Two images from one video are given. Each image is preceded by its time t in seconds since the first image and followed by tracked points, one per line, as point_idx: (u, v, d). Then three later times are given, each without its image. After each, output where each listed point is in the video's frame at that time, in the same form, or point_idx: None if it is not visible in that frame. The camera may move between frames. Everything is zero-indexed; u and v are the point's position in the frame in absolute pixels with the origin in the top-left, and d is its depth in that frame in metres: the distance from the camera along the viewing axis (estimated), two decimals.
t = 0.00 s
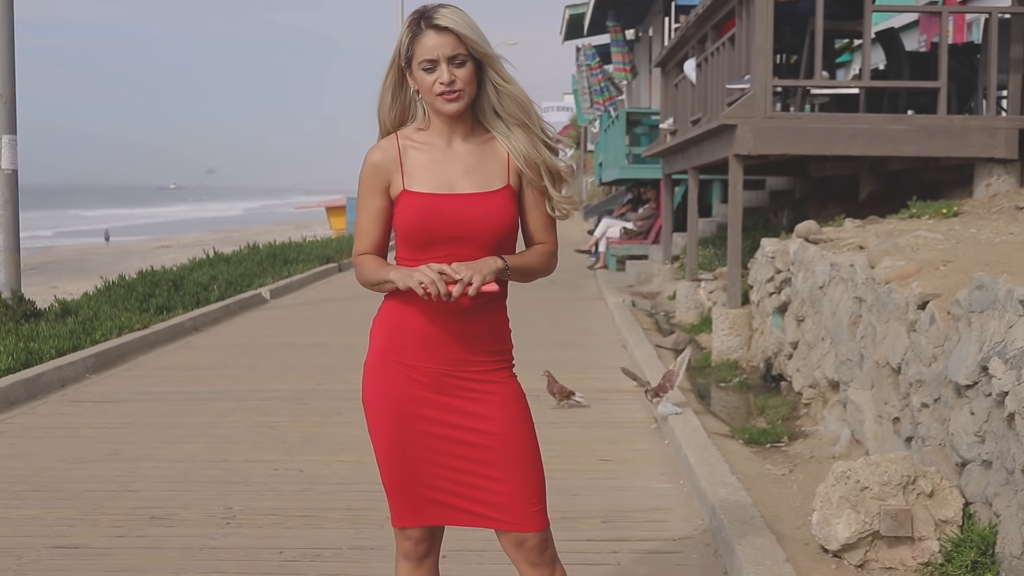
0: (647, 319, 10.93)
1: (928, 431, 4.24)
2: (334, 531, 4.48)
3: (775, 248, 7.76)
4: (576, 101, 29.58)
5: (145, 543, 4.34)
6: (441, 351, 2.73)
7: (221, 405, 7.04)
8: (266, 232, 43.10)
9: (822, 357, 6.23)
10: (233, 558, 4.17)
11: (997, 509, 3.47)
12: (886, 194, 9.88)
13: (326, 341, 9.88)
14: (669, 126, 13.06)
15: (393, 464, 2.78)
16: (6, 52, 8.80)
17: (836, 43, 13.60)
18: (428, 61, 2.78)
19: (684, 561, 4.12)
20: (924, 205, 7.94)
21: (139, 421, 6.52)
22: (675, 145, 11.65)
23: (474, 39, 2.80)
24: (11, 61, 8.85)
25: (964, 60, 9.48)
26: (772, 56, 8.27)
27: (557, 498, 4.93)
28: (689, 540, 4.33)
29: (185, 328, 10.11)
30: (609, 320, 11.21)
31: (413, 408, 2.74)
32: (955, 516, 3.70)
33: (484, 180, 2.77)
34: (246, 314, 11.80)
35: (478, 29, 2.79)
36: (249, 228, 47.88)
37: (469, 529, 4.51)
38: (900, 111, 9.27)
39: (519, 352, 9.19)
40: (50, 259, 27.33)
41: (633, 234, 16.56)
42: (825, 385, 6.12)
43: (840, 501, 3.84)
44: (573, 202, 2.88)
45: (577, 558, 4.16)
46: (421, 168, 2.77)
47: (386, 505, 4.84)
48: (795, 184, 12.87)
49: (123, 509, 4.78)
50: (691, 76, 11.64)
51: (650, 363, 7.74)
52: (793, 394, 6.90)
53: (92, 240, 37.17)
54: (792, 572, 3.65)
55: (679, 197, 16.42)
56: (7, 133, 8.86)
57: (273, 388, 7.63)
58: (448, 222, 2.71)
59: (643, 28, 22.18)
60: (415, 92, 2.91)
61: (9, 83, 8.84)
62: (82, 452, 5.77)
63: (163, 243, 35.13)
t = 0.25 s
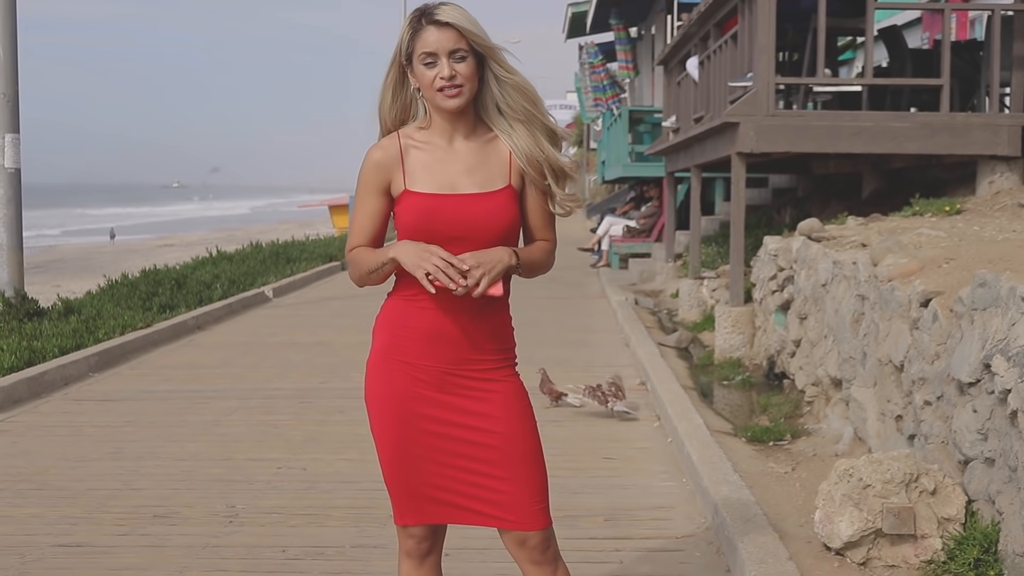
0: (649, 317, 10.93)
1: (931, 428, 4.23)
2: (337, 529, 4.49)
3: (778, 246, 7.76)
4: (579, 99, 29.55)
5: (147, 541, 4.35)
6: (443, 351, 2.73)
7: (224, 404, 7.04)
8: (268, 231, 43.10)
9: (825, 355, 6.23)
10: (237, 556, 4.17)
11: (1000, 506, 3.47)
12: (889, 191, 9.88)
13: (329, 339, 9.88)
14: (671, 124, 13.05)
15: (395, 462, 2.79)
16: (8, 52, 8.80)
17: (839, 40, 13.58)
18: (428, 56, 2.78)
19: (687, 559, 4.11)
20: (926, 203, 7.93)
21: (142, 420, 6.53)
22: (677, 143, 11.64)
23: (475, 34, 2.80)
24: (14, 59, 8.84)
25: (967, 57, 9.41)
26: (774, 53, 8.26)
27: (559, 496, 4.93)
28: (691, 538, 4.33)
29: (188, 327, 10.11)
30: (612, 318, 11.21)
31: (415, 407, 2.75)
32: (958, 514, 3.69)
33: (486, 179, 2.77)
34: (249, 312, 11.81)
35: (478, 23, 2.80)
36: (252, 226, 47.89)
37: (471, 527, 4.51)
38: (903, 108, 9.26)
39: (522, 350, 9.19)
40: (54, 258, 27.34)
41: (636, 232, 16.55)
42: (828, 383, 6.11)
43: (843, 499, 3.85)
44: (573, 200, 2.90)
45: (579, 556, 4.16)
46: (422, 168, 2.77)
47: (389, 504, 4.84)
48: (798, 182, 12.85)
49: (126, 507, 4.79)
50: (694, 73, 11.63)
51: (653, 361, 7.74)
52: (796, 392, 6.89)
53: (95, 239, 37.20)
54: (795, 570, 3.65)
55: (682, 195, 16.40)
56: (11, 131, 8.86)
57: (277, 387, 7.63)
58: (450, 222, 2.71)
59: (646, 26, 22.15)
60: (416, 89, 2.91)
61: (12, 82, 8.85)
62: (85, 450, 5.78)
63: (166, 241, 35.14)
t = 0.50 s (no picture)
0: (650, 317, 10.93)
1: (932, 428, 4.23)
2: (338, 529, 4.49)
3: (778, 246, 7.76)
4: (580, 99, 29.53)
5: (149, 541, 4.35)
6: (442, 351, 2.73)
7: (225, 404, 7.04)
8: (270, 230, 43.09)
9: (826, 355, 6.23)
10: (238, 556, 4.18)
11: (1000, 505, 3.47)
12: (890, 191, 9.87)
13: (330, 339, 9.89)
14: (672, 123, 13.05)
15: (394, 463, 2.79)
16: (10, 52, 8.81)
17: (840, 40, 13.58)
18: (429, 58, 2.78)
19: (688, 558, 4.12)
20: (927, 202, 7.92)
21: (143, 420, 6.53)
22: (678, 142, 11.65)
23: (476, 37, 2.80)
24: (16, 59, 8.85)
25: (968, 57, 9.42)
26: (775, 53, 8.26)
27: (560, 495, 4.93)
28: (693, 538, 4.33)
29: (189, 326, 10.12)
30: (613, 317, 11.21)
31: (414, 407, 2.75)
32: (958, 513, 3.70)
33: (484, 178, 2.77)
34: (250, 312, 11.81)
35: (479, 26, 2.80)
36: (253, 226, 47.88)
37: (472, 526, 4.51)
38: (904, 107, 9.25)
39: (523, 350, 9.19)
40: (55, 258, 27.34)
41: (637, 231, 16.55)
42: (828, 383, 6.11)
43: (844, 499, 3.84)
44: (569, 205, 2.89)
45: (580, 556, 4.16)
46: (420, 165, 2.77)
47: (389, 503, 4.84)
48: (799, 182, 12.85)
49: (128, 507, 4.79)
50: (695, 73, 11.63)
51: (654, 360, 7.74)
52: (797, 391, 6.89)
53: (96, 239, 37.21)
54: (796, 569, 3.65)
55: (683, 194, 16.40)
56: (12, 132, 8.87)
57: (278, 386, 7.64)
58: (449, 220, 2.70)
59: (647, 25, 22.14)
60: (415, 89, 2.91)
61: (14, 82, 8.85)
62: (87, 450, 5.79)
63: (168, 241, 35.14)
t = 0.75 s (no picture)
0: (649, 321, 10.93)
1: (931, 432, 4.23)
2: (336, 534, 4.48)
3: (777, 250, 7.76)
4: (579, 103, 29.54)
5: (147, 545, 4.34)
6: (440, 356, 2.72)
7: (224, 408, 7.04)
8: (269, 234, 43.07)
9: (825, 359, 6.23)
10: (236, 560, 4.17)
11: (999, 510, 3.47)
12: (889, 195, 9.88)
13: (329, 343, 9.88)
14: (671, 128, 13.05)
15: (392, 468, 2.78)
16: (10, 55, 8.81)
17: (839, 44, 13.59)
18: (430, 62, 2.78)
19: (687, 563, 4.11)
20: (926, 206, 7.93)
21: (141, 423, 6.53)
22: (677, 147, 11.66)
23: (477, 42, 2.80)
24: (15, 63, 8.85)
25: (967, 60, 9.43)
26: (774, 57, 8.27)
27: (559, 500, 4.92)
28: (691, 543, 4.33)
29: (188, 330, 10.11)
30: (613, 321, 11.21)
31: (412, 413, 2.74)
32: (957, 518, 3.70)
33: (483, 184, 2.76)
34: (249, 316, 11.81)
35: (481, 31, 2.80)
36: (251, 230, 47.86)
37: (471, 531, 4.50)
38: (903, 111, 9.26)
39: (522, 354, 9.18)
40: (54, 261, 27.31)
41: (636, 235, 16.55)
42: (827, 387, 6.11)
43: (842, 503, 3.84)
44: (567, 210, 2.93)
45: (579, 560, 4.15)
46: (417, 171, 2.77)
47: (388, 508, 4.84)
48: (798, 186, 12.86)
49: (126, 511, 4.78)
50: (694, 77, 11.64)
51: (653, 364, 7.74)
52: (795, 396, 6.89)
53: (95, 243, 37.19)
54: (795, 574, 3.65)
55: (682, 198, 16.41)
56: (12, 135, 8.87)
57: (276, 390, 7.63)
58: (447, 227, 2.70)
59: (646, 29, 22.16)
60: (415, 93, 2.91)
61: (13, 86, 8.85)
62: (85, 454, 5.78)
63: (167, 244, 35.13)
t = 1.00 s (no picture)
0: (647, 328, 10.93)
1: (928, 440, 4.24)
2: (334, 540, 4.48)
3: (774, 257, 7.77)
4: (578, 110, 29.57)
5: (144, 551, 4.34)
6: (438, 362, 2.73)
7: (221, 414, 7.03)
8: (266, 240, 43.06)
9: (822, 366, 6.23)
10: (233, 567, 4.16)
11: (997, 517, 3.47)
12: (886, 202, 9.89)
13: (327, 349, 9.88)
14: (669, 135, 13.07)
15: (391, 475, 2.78)
16: (9, 62, 8.82)
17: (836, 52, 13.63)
18: (430, 64, 2.78)
19: (684, 570, 4.11)
20: (923, 214, 7.94)
21: (139, 430, 6.52)
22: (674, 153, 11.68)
23: (478, 47, 2.82)
24: (13, 69, 8.85)
25: (965, 69, 9.55)
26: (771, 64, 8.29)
27: (557, 507, 4.92)
28: (689, 549, 4.32)
29: (186, 336, 10.11)
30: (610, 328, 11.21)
31: (410, 419, 2.74)
32: (954, 525, 3.69)
33: (477, 190, 2.77)
34: (247, 322, 11.80)
35: (482, 37, 2.81)
36: (249, 236, 47.83)
37: (468, 538, 4.50)
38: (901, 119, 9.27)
39: (520, 360, 9.18)
40: (52, 267, 27.28)
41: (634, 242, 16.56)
42: (825, 394, 6.11)
43: (841, 510, 3.84)
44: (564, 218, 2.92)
45: (577, 567, 4.15)
46: (412, 177, 2.78)
47: (385, 514, 4.83)
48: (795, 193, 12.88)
49: (124, 517, 4.78)
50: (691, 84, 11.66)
51: (650, 371, 7.74)
52: (793, 403, 6.89)
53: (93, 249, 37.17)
54: None
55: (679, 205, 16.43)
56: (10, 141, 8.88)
57: (274, 397, 7.63)
58: (441, 233, 2.71)
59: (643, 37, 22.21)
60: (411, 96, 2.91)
61: (12, 92, 8.86)
62: (82, 460, 5.77)
63: (164, 250, 35.11)
